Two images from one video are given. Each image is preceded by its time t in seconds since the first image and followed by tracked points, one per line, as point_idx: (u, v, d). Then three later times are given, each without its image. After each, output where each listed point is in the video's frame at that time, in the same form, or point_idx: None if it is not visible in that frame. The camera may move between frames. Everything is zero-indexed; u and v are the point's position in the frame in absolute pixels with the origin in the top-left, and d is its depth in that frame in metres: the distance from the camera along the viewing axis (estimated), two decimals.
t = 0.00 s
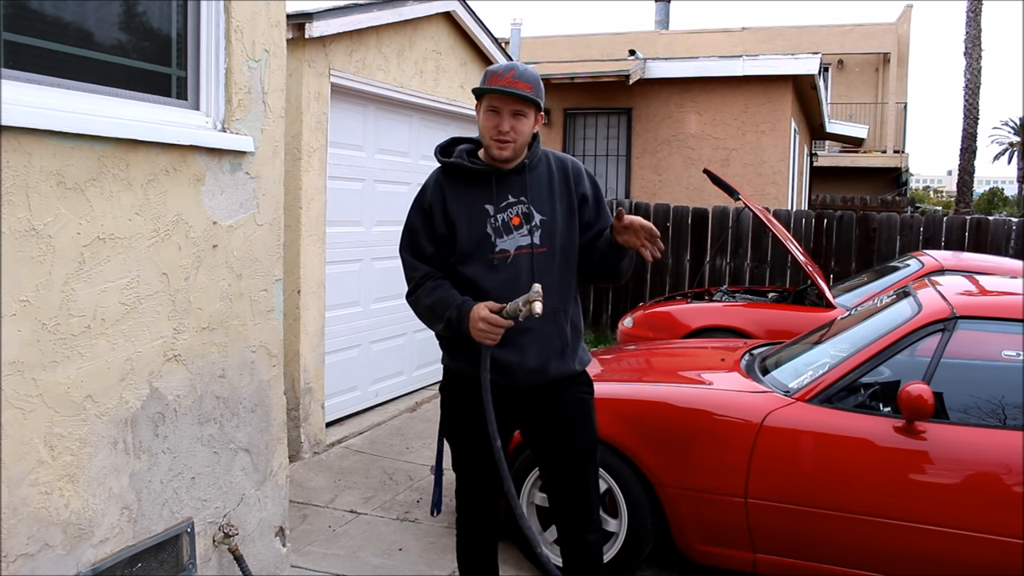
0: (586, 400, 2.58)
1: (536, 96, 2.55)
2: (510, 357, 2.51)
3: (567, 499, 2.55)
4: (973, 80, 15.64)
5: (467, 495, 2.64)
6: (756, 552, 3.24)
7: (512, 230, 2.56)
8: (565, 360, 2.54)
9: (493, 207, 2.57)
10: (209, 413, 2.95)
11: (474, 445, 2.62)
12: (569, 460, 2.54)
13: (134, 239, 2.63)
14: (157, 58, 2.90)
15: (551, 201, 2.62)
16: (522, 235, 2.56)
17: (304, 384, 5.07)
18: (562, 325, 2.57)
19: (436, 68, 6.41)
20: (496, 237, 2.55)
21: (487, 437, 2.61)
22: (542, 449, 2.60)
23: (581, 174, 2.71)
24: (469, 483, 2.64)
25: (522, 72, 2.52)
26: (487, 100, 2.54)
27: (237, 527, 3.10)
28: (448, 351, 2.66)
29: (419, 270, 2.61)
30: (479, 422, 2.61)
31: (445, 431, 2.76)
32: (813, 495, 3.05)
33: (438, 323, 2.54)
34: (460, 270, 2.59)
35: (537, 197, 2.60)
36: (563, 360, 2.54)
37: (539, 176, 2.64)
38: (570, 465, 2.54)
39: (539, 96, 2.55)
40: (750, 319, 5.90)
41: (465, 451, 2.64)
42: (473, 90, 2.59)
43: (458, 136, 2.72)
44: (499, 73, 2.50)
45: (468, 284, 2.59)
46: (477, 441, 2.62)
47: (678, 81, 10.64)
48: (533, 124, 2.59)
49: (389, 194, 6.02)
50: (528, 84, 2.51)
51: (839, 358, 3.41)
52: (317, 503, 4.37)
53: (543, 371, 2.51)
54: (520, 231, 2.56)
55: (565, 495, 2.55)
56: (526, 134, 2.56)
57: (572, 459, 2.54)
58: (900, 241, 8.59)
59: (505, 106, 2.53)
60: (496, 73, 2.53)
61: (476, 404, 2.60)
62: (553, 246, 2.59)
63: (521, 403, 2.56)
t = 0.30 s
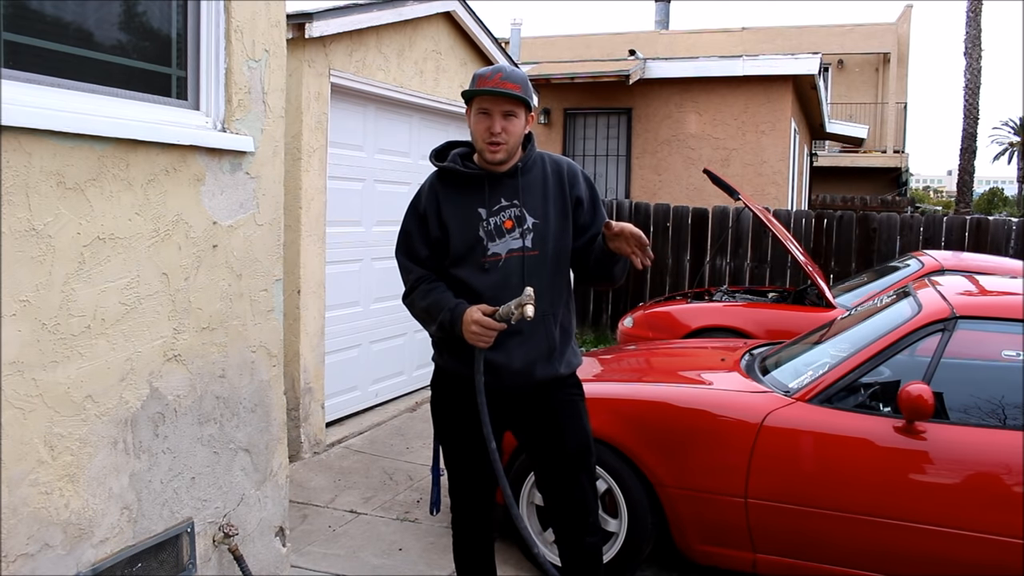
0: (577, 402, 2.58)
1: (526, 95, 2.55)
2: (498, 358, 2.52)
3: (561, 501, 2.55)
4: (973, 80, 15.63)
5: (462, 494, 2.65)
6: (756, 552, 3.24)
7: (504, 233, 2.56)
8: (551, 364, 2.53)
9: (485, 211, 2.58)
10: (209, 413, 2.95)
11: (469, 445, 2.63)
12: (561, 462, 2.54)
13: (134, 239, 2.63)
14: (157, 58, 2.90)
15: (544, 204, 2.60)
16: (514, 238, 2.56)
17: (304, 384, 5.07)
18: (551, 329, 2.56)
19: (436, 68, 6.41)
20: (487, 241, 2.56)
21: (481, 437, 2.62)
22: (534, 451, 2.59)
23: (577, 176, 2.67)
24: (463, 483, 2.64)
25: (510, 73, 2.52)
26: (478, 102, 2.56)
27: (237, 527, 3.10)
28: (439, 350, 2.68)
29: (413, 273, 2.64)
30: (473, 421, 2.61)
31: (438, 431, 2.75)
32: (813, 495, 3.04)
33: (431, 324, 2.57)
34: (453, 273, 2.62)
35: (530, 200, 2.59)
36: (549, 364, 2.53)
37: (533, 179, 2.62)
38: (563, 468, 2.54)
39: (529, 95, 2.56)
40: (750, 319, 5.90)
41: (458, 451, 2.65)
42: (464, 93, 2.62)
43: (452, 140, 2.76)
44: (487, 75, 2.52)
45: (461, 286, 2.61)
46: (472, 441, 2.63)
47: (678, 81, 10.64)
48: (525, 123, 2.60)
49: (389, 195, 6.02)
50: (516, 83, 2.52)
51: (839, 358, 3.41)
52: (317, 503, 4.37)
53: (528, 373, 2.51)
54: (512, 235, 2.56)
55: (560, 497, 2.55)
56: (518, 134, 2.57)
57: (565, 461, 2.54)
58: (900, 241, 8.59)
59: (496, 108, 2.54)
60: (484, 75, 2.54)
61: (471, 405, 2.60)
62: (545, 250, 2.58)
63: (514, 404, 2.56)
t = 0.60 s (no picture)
0: (569, 404, 2.59)
1: (518, 101, 2.56)
2: (490, 359, 2.53)
3: (556, 503, 2.55)
4: (973, 80, 15.63)
5: (456, 494, 2.66)
6: (756, 553, 3.23)
7: (496, 236, 2.56)
8: (542, 365, 2.54)
9: (478, 215, 2.58)
10: (209, 413, 2.95)
11: (464, 445, 2.63)
12: (555, 464, 2.54)
13: (134, 239, 2.63)
14: (157, 58, 2.90)
15: (537, 206, 2.60)
16: (506, 241, 2.56)
17: (304, 384, 5.07)
18: (542, 331, 2.56)
19: (436, 68, 6.41)
20: (480, 244, 2.56)
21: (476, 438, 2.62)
22: (528, 452, 2.59)
23: (571, 177, 2.67)
24: (458, 483, 2.65)
25: (500, 79, 2.53)
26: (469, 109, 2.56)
27: (237, 527, 3.10)
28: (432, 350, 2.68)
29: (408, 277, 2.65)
30: (468, 422, 2.61)
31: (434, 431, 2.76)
32: (813, 495, 3.04)
33: (425, 328, 2.58)
34: (447, 276, 2.62)
35: (522, 203, 2.59)
36: (540, 365, 2.54)
37: (527, 181, 2.62)
38: (556, 469, 2.54)
39: (520, 102, 2.56)
40: (750, 319, 5.90)
41: (453, 451, 2.65)
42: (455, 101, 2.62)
43: (446, 144, 2.79)
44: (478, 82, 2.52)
45: (454, 289, 2.62)
46: (467, 441, 2.63)
47: (678, 81, 10.64)
48: (516, 129, 2.60)
49: (389, 195, 6.02)
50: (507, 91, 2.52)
51: (839, 358, 3.41)
52: (317, 503, 4.37)
53: (518, 374, 2.51)
54: (504, 237, 2.56)
55: (554, 498, 2.55)
56: (509, 141, 2.57)
57: (558, 463, 2.53)
58: (900, 241, 8.59)
59: (487, 115, 2.54)
60: (475, 82, 2.54)
61: (466, 405, 2.61)
62: (537, 252, 2.58)
63: (508, 404, 2.56)
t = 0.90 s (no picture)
0: (568, 404, 2.59)
1: (511, 100, 2.56)
2: (489, 358, 2.53)
3: (554, 504, 2.54)
4: (973, 80, 15.62)
5: (455, 494, 2.66)
6: (756, 553, 3.23)
7: (493, 236, 2.56)
8: (542, 364, 2.54)
9: (474, 215, 2.58)
10: (209, 413, 2.95)
11: (463, 445, 2.63)
12: (553, 464, 2.54)
13: (134, 239, 2.63)
14: (157, 58, 2.90)
15: (533, 205, 2.60)
16: (503, 241, 2.56)
17: (304, 384, 5.07)
18: (541, 330, 2.56)
19: (436, 68, 6.41)
20: (477, 244, 2.57)
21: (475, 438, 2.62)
22: (527, 452, 2.59)
23: (567, 176, 2.67)
24: (457, 483, 2.65)
25: (494, 79, 2.52)
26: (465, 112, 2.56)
27: (237, 527, 3.10)
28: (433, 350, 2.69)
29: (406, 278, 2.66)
30: (466, 422, 2.61)
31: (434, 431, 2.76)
32: (813, 494, 3.04)
33: (425, 329, 2.58)
34: (445, 277, 2.63)
35: (518, 202, 2.59)
36: (540, 364, 2.53)
37: (522, 181, 2.62)
38: (554, 470, 2.54)
39: (514, 101, 2.56)
40: (750, 319, 5.90)
41: (453, 451, 2.65)
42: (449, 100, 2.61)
43: (442, 145, 2.78)
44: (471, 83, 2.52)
45: (452, 290, 2.63)
46: (466, 441, 2.63)
47: (678, 81, 10.64)
48: (512, 128, 2.60)
49: (389, 195, 6.02)
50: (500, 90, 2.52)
51: (839, 358, 3.41)
52: (317, 503, 4.37)
53: (518, 374, 2.51)
54: (501, 237, 2.56)
55: (551, 498, 2.55)
56: (505, 140, 2.57)
57: (556, 463, 2.53)
58: (900, 241, 8.59)
59: (482, 116, 2.54)
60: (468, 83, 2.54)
61: (465, 404, 2.61)
62: (534, 251, 2.57)
63: (507, 403, 2.56)
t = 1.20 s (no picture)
0: (570, 402, 2.58)
1: (513, 98, 2.57)
2: (492, 358, 2.52)
3: (557, 502, 2.55)
4: (973, 80, 15.62)
5: (457, 493, 2.66)
6: (756, 552, 3.23)
7: (495, 236, 2.56)
8: (546, 363, 2.54)
9: (476, 215, 2.58)
10: (209, 413, 2.95)
11: (464, 444, 2.63)
12: (556, 463, 2.54)
13: (134, 239, 2.63)
14: (157, 58, 2.90)
15: (534, 204, 2.61)
16: (505, 241, 2.56)
17: (304, 384, 5.07)
18: (544, 328, 2.57)
19: (436, 68, 6.41)
20: (479, 244, 2.56)
21: (476, 437, 2.63)
22: (529, 451, 2.60)
23: (566, 175, 2.68)
24: (458, 483, 2.65)
25: (495, 78, 2.53)
26: (466, 109, 2.56)
27: (237, 527, 3.10)
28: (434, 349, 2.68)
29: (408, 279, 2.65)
30: (468, 421, 2.62)
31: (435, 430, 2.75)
32: (813, 495, 3.04)
33: (429, 329, 2.56)
34: (447, 278, 2.62)
35: (519, 202, 2.59)
36: (544, 363, 2.54)
37: (523, 181, 2.62)
38: (557, 469, 2.54)
39: (515, 99, 2.57)
40: (750, 319, 5.90)
41: (454, 450, 2.65)
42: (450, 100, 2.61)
43: (441, 146, 2.79)
44: (473, 79, 2.52)
45: (454, 291, 2.62)
46: (467, 441, 2.63)
47: (678, 81, 10.64)
48: (512, 127, 2.60)
49: (389, 195, 6.02)
50: (502, 87, 2.53)
51: (839, 358, 3.41)
52: (317, 503, 4.37)
53: (522, 373, 2.51)
54: (503, 237, 2.56)
55: (554, 497, 2.56)
56: (507, 138, 2.57)
57: (559, 462, 2.53)
58: (900, 241, 8.59)
59: (484, 113, 2.54)
60: (470, 80, 2.54)
61: (467, 404, 2.61)
62: (537, 251, 2.58)
63: (509, 403, 2.56)
